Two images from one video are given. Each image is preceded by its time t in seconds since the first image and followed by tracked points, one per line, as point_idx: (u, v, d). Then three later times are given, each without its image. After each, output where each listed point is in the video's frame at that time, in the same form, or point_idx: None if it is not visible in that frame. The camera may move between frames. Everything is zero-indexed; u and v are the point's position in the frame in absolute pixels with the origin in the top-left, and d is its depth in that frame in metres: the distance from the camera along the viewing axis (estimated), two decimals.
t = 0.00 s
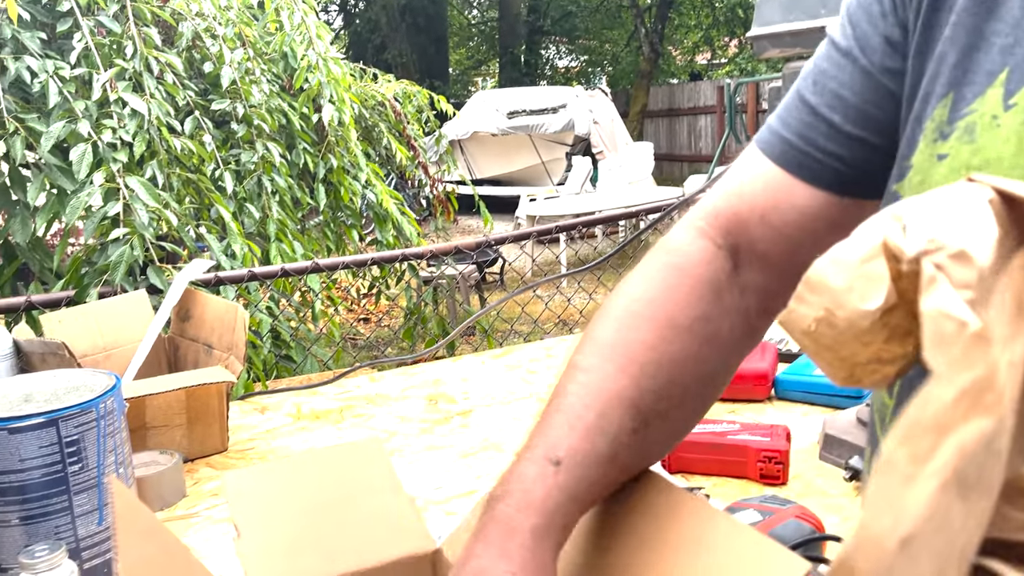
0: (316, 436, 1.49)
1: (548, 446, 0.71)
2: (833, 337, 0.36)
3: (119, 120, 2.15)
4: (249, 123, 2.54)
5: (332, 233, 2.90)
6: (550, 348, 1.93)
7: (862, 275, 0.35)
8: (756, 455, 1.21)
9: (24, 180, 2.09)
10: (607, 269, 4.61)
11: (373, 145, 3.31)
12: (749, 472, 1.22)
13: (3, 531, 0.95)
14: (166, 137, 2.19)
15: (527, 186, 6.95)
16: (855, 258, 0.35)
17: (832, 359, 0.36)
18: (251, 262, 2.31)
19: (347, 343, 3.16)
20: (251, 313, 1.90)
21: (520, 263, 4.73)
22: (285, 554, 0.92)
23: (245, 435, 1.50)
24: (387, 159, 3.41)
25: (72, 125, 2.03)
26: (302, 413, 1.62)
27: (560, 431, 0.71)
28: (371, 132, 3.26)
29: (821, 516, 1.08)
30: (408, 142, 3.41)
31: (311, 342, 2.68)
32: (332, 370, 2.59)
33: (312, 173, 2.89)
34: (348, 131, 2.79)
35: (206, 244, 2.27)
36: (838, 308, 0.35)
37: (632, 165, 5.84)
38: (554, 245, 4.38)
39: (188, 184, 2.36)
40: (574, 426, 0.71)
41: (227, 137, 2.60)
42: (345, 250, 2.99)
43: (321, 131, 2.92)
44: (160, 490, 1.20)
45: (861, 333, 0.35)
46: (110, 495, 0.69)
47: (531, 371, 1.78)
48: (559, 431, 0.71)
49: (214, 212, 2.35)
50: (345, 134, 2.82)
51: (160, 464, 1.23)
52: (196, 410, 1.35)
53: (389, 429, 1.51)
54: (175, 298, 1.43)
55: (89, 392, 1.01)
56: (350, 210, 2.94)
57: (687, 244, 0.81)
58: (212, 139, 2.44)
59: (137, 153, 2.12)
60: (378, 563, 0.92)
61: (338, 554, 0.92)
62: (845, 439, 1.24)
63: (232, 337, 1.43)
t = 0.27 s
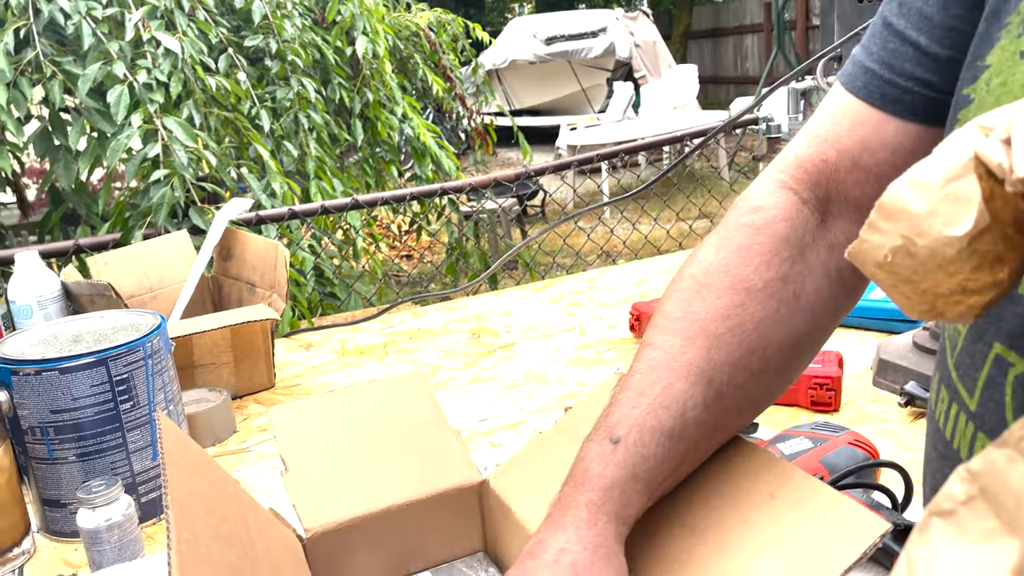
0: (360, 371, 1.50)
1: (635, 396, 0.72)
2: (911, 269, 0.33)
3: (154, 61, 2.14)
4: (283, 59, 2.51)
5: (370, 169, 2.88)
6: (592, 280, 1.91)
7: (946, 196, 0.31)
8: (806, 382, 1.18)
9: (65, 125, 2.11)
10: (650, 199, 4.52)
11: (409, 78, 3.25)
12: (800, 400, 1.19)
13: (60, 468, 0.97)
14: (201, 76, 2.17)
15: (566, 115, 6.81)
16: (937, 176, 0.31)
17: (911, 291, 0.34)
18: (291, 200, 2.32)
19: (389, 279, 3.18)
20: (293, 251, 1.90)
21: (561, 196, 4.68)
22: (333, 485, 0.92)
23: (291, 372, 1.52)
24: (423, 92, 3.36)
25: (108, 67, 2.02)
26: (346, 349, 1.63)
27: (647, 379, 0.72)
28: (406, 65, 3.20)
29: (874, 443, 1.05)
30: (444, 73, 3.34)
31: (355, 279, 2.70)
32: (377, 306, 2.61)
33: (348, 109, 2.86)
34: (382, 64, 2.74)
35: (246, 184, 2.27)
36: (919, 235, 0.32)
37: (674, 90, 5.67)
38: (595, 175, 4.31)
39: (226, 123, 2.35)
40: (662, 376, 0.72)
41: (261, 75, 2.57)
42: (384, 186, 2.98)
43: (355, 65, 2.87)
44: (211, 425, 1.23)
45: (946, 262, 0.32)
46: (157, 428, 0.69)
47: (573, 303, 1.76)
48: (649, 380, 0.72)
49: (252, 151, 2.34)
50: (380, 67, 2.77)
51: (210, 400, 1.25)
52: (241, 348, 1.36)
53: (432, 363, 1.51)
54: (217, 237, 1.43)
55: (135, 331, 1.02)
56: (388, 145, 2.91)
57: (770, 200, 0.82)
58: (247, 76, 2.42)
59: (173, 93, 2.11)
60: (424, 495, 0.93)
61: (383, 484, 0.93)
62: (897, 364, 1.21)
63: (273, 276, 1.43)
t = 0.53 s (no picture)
0: (394, 314, 1.51)
1: (688, 288, 0.75)
2: (977, 197, 0.31)
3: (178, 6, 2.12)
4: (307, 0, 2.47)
5: (399, 111, 2.85)
6: (625, 218, 1.88)
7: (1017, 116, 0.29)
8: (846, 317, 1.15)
9: (93, 74, 2.12)
10: (685, 135, 4.43)
11: (436, 17, 3.18)
12: (839, 335, 1.17)
13: (104, 412, 1.00)
14: (225, 20, 2.14)
15: (597, 51, 6.65)
16: (1010, 96, 0.29)
17: (977, 222, 0.32)
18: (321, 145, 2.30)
19: (421, 222, 3.17)
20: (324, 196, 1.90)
21: (593, 133, 4.60)
22: (368, 427, 0.93)
23: (326, 316, 1.53)
24: (451, 31, 3.29)
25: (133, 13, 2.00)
26: (379, 292, 1.63)
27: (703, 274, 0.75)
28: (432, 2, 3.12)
29: (915, 377, 1.03)
30: (471, 10, 3.27)
31: (386, 223, 2.70)
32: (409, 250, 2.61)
33: (375, 50, 2.81)
34: (407, 2, 2.68)
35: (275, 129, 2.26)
36: (986, 161, 0.30)
37: (710, 20, 5.49)
38: (628, 112, 4.22)
39: (253, 69, 2.33)
40: (717, 283, 0.74)
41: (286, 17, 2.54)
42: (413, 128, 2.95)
43: (380, 4, 2.81)
44: (250, 368, 1.25)
45: (1017, 189, 0.30)
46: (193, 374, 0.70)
47: (606, 242, 1.74)
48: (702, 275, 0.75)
49: (280, 95, 2.33)
50: (405, 5, 2.71)
51: (247, 345, 1.27)
52: (276, 293, 1.37)
53: (465, 305, 1.51)
54: (246, 183, 1.42)
55: (170, 278, 1.03)
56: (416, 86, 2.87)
57: (887, 114, 0.78)
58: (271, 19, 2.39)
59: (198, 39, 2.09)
60: (458, 434, 0.94)
61: (417, 424, 0.94)
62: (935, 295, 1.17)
63: (305, 220, 1.43)
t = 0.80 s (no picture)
0: (413, 278, 1.50)
1: (818, 206, 0.80)
2: (1018, 143, 0.29)
3: None
4: None
5: (415, 73, 2.82)
6: (645, 178, 1.85)
7: None
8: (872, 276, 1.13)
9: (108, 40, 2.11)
10: (706, 93, 4.35)
11: None
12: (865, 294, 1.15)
13: (127, 378, 1.00)
14: None
15: (617, 8, 6.52)
16: None
17: (1016, 169, 0.29)
18: (336, 109, 2.28)
19: (439, 186, 3.15)
20: (341, 161, 1.88)
21: (612, 93, 4.53)
22: (389, 391, 0.93)
23: (345, 281, 1.53)
24: None
25: None
26: (398, 257, 1.63)
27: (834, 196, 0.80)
28: None
29: (944, 337, 1.01)
30: None
31: (404, 187, 2.68)
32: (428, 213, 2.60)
33: (390, 11, 2.77)
34: None
35: (291, 94, 2.24)
36: None
37: None
38: (648, 70, 4.15)
39: (266, 32, 2.31)
40: (848, 205, 0.79)
41: None
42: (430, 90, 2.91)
43: None
44: (269, 334, 1.25)
45: None
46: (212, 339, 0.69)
47: (626, 203, 1.71)
48: (835, 198, 0.80)
49: (295, 59, 2.30)
50: None
51: (266, 310, 1.27)
52: (294, 258, 1.37)
53: (484, 269, 1.50)
54: (262, 147, 1.41)
55: (188, 244, 1.03)
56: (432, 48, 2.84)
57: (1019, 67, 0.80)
58: None
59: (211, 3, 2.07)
60: (478, 397, 0.93)
61: (437, 388, 0.94)
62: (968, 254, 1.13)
63: (322, 185, 1.42)
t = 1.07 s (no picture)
0: (418, 272, 1.51)
1: (823, 103, 0.97)
2: (1019, 126, 0.29)
3: None
4: None
5: (419, 67, 2.82)
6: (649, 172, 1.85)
7: None
8: (876, 269, 1.13)
9: (113, 34, 2.11)
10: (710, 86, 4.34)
11: None
12: (869, 288, 1.15)
13: (134, 371, 1.01)
14: None
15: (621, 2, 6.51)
16: None
17: (1018, 151, 0.29)
18: (341, 102, 2.29)
19: (444, 180, 3.16)
20: (346, 155, 1.89)
21: (617, 86, 4.52)
22: (395, 384, 0.94)
23: (350, 275, 1.53)
24: None
25: None
26: (403, 251, 1.63)
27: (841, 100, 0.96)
28: None
29: (947, 330, 1.01)
30: None
31: (408, 181, 2.68)
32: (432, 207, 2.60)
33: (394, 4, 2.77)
34: None
35: (295, 88, 2.25)
36: None
37: None
38: (652, 64, 4.14)
39: (271, 26, 2.31)
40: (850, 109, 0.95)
41: None
42: (434, 84, 2.91)
43: None
44: (274, 328, 1.25)
45: None
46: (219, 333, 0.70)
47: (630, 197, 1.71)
48: (842, 100, 0.96)
49: (299, 52, 2.31)
50: None
51: (272, 304, 1.28)
52: (300, 252, 1.37)
53: (488, 262, 1.51)
54: (268, 141, 1.42)
55: (194, 238, 1.03)
56: (436, 41, 2.84)
57: None
58: None
59: None
60: (484, 389, 0.94)
61: (443, 380, 0.94)
62: (970, 246, 1.15)
63: (327, 179, 1.42)
